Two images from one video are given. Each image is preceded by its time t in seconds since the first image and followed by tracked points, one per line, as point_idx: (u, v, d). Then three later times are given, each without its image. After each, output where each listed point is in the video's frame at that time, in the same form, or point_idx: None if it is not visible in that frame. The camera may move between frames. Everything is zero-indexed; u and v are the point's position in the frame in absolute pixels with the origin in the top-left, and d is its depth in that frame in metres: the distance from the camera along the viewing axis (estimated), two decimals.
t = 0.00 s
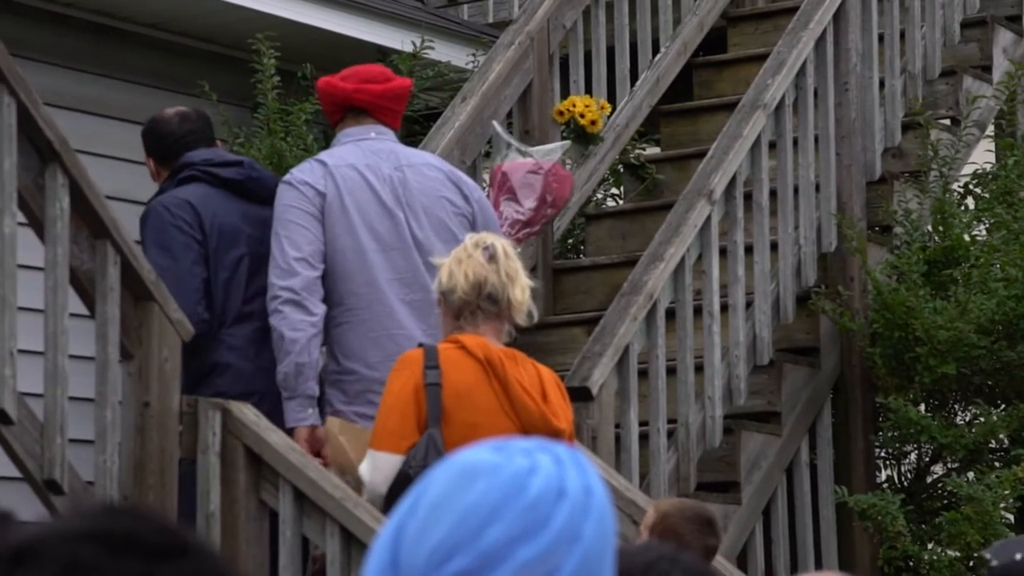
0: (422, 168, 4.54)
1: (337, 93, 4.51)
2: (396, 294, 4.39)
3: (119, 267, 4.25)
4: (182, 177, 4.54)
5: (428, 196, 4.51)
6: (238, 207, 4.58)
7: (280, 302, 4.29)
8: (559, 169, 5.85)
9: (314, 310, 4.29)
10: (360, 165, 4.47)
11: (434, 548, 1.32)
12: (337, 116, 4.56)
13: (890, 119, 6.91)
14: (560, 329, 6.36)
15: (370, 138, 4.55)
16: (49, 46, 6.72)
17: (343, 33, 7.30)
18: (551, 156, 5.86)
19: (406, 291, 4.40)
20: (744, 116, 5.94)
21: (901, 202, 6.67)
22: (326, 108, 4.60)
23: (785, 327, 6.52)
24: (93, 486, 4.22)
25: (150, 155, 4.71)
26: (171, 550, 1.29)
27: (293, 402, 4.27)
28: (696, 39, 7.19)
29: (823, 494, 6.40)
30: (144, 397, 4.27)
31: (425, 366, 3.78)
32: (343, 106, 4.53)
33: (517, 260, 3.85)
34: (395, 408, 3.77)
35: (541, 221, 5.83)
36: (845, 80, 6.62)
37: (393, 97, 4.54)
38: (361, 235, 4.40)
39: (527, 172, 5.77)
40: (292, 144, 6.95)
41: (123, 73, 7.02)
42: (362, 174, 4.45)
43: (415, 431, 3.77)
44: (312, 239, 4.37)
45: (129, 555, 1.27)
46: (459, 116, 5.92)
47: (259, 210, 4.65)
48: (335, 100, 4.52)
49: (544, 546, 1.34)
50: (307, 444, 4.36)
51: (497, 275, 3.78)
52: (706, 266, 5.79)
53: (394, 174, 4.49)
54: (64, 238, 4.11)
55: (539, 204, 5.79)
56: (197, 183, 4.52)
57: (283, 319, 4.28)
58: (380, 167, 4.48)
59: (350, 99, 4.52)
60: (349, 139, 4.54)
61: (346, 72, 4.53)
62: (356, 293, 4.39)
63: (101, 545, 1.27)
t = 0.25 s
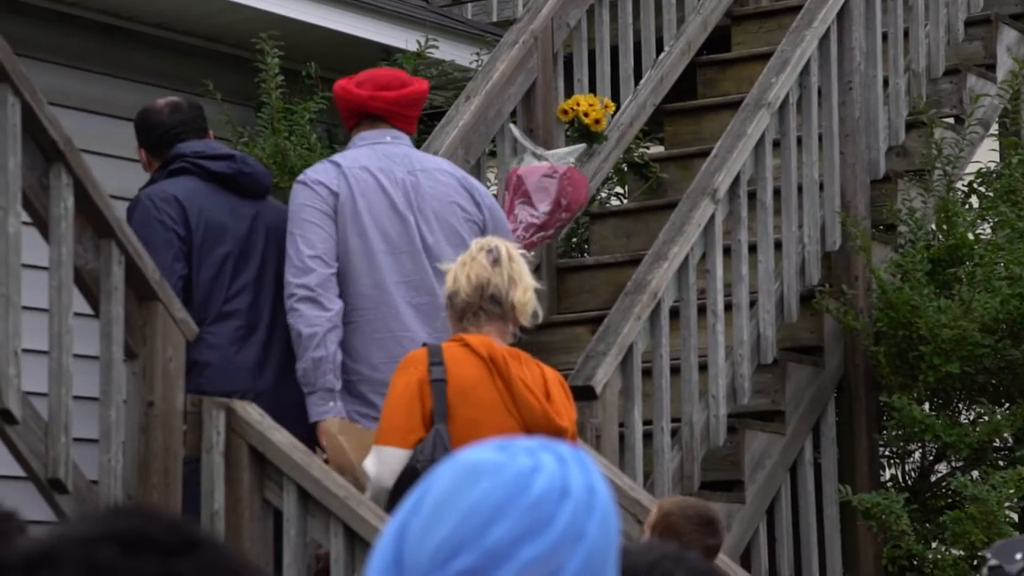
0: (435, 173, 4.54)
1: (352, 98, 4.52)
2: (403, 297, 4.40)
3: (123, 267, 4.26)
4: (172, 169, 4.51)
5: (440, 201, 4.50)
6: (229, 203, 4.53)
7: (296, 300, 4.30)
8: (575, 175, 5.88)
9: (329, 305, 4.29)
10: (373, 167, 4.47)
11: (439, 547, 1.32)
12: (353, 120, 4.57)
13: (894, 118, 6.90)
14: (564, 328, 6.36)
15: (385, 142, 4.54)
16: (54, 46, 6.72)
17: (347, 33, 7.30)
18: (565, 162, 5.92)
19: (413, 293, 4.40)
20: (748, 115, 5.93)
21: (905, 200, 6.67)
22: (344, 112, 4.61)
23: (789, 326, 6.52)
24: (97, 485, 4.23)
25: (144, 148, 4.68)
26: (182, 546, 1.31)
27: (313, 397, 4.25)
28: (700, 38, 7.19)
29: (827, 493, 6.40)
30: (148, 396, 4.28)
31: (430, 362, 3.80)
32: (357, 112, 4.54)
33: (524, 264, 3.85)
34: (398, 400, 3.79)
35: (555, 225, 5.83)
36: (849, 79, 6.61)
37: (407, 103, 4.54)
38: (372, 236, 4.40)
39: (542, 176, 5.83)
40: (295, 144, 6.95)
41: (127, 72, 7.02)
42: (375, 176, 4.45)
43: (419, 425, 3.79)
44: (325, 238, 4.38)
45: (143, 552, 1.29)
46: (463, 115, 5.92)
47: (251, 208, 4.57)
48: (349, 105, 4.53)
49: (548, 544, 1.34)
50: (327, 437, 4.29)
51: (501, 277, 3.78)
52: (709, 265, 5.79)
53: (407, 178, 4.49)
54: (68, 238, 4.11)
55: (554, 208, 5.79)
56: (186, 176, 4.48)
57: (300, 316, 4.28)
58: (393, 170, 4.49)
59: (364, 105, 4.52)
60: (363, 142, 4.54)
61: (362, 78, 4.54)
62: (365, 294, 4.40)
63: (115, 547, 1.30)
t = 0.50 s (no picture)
0: (452, 182, 4.54)
1: (371, 105, 4.55)
2: (413, 301, 4.40)
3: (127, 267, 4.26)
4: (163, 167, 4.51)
5: (456, 208, 4.51)
6: (221, 201, 4.53)
7: (314, 297, 4.31)
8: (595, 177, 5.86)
9: (347, 301, 4.29)
10: (391, 172, 4.48)
11: (442, 548, 1.32)
12: (372, 128, 4.60)
13: (898, 117, 6.90)
14: (567, 328, 6.36)
15: (404, 148, 4.56)
16: (59, 45, 6.73)
17: (351, 32, 7.31)
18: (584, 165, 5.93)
19: (423, 298, 4.41)
20: (752, 115, 5.93)
21: (909, 200, 6.67)
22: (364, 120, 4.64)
23: (792, 326, 6.52)
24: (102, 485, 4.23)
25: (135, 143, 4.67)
26: (192, 539, 1.36)
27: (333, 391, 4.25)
28: (704, 37, 7.19)
29: (830, 493, 6.39)
30: (152, 396, 4.28)
31: (436, 360, 3.82)
32: (375, 120, 4.57)
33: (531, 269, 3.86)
34: (403, 398, 3.80)
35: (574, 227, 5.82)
36: (852, 78, 6.61)
37: (427, 110, 4.56)
38: (385, 239, 4.42)
39: (561, 178, 5.84)
40: (299, 144, 6.96)
41: (132, 72, 7.03)
42: (392, 180, 4.47)
43: (425, 422, 3.80)
44: (340, 238, 4.39)
45: (154, 546, 1.34)
46: (467, 114, 5.92)
47: (241, 206, 4.56)
48: (368, 113, 4.56)
49: (552, 545, 1.34)
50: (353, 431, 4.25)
51: (508, 282, 3.80)
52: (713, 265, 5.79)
53: (423, 184, 4.50)
54: (73, 238, 4.12)
55: (573, 210, 5.79)
56: (176, 175, 4.48)
57: (318, 313, 4.29)
58: (409, 176, 4.49)
59: (383, 113, 4.55)
60: (384, 147, 4.55)
61: (381, 83, 4.55)
62: (375, 296, 4.41)
63: (123, 544, 1.33)
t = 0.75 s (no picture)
0: (471, 185, 4.60)
1: (395, 109, 4.61)
2: (425, 300, 4.45)
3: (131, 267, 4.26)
4: (151, 167, 4.49)
5: (472, 212, 4.58)
6: (209, 201, 4.52)
7: (330, 293, 4.38)
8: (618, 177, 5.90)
9: (361, 297, 4.36)
10: (410, 173, 4.55)
11: (446, 548, 1.33)
12: (397, 130, 4.66)
13: (901, 118, 6.89)
14: (571, 328, 6.36)
15: (427, 150, 4.63)
16: (62, 46, 6.73)
17: (353, 32, 7.30)
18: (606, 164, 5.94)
19: (436, 298, 4.46)
20: (755, 115, 5.93)
21: (913, 201, 6.67)
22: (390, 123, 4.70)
23: (796, 326, 6.52)
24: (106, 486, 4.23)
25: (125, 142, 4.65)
26: (207, 532, 1.39)
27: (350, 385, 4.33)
28: (708, 38, 7.19)
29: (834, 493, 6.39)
30: (156, 397, 4.28)
31: (437, 360, 3.82)
32: (400, 124, 4.63)
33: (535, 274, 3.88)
34: (404, 399, 3.80)
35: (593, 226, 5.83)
36: (856, 78, 6.61)
37: (452, 114, 4.63)
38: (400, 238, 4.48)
39: (582, 176, 5.85)
40: (303, 144, 6.96)
41: (135, 72, 7.03)
42: (411, 180, 4.53)
43: (426, 422, 3.79)
44: (356, 236, 4.46)
45: (170, 540, 1.37)
46: (469, 115, 5.93)
47: (230, 205, 4.56)
48: (394, 118, 4.62)
49: (557, 545, 1.35)
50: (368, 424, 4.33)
51: (511, 287, 3.81)
52: (717, 265, 5.78)
53: (441, 186, 4.56)
54: (76, 238, 4.12)
55: (593, 209, 5.81)
56: (164, 177, 4.47)
57: (333, 309, 4.36)
58: (428, 177, 4.55)
59: (408, 118, 4.62)
60: (406, 149, 4.62)
61: (405, 88, 4.59)
62: (388, 294, 4.45)
63: (140, 541, 1.36)
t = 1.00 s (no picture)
0: (493, 175, 4.64)
1: (423, 100, 4.67)
2: (441, 287, 4.50)
3: (135, 269, 4.27)
4: (140, 170, 4.53)
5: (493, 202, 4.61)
6: (198, 203, 4.53)
7: (343, 278, 4.42)
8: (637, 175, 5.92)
9: (373, 282, 4.39)
10: (432, 162, 4.60)
11: (451, 549, 1.35)
12: (423, 120, 4.72)
13: (904, 120, 6.89)
14: (574, 330, 6.37)
15: (451, 140, 4.68)
16: (65, 48, 6.74)
17: (352, 33, 7.28)
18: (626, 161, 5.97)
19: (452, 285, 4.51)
20: (758, 117, 5.93)
21: (916, 202, 6.67)
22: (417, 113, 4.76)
23: (799, 328, 6.52)
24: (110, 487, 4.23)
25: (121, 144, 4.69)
26: (224, 532, 1.40)
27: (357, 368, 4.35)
28: (711, 40, 7.19)
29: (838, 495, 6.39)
30: (160, 398, 4.29)
31: (437, 363, 3.82)
32: (426, 114, 4.69)
33: (536, 280, 3.89)
34: (404, 402, 3.80)
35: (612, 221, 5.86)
36: (859, 80, 6.60)
37: (478, 106, 4.68)
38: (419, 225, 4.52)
39: (602, 172, 5.88)
40: (306, 147, 6.97)
41: (139, 74, 7.04)
42: (433, 168, 4.58)
43: (426, 425, 3.79)
44: (374, 220, 4.51)
45: (186, 541, 1.37)
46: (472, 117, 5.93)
47: (219, 207, 4.55)
48: (420, 108, 4.68)
49: (561, 547, 1.37)
50: (372, 408, 4.35)
51: (510, 293, 3.83)
52: (720, 267, 5.79)
53: (463, 175, 4.60)
54: (80, 240, 4.12)
55: (612, 205, 5.84)
56: (151, 180, 4.50)
57: (345, 294, 4.40)
58: (450, 167, 4.60)
59: (434, 109, 4.67)
60: (429, 139, 4.67)
61: (433, 79, 4.66)
62: (404, 279, 4.50)
63: (159, 542, 1.37)
